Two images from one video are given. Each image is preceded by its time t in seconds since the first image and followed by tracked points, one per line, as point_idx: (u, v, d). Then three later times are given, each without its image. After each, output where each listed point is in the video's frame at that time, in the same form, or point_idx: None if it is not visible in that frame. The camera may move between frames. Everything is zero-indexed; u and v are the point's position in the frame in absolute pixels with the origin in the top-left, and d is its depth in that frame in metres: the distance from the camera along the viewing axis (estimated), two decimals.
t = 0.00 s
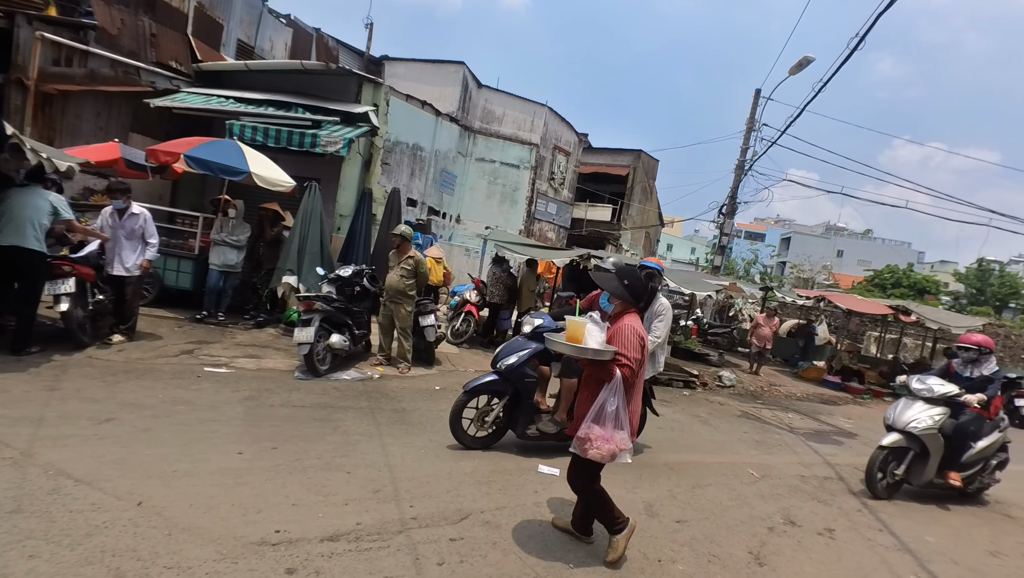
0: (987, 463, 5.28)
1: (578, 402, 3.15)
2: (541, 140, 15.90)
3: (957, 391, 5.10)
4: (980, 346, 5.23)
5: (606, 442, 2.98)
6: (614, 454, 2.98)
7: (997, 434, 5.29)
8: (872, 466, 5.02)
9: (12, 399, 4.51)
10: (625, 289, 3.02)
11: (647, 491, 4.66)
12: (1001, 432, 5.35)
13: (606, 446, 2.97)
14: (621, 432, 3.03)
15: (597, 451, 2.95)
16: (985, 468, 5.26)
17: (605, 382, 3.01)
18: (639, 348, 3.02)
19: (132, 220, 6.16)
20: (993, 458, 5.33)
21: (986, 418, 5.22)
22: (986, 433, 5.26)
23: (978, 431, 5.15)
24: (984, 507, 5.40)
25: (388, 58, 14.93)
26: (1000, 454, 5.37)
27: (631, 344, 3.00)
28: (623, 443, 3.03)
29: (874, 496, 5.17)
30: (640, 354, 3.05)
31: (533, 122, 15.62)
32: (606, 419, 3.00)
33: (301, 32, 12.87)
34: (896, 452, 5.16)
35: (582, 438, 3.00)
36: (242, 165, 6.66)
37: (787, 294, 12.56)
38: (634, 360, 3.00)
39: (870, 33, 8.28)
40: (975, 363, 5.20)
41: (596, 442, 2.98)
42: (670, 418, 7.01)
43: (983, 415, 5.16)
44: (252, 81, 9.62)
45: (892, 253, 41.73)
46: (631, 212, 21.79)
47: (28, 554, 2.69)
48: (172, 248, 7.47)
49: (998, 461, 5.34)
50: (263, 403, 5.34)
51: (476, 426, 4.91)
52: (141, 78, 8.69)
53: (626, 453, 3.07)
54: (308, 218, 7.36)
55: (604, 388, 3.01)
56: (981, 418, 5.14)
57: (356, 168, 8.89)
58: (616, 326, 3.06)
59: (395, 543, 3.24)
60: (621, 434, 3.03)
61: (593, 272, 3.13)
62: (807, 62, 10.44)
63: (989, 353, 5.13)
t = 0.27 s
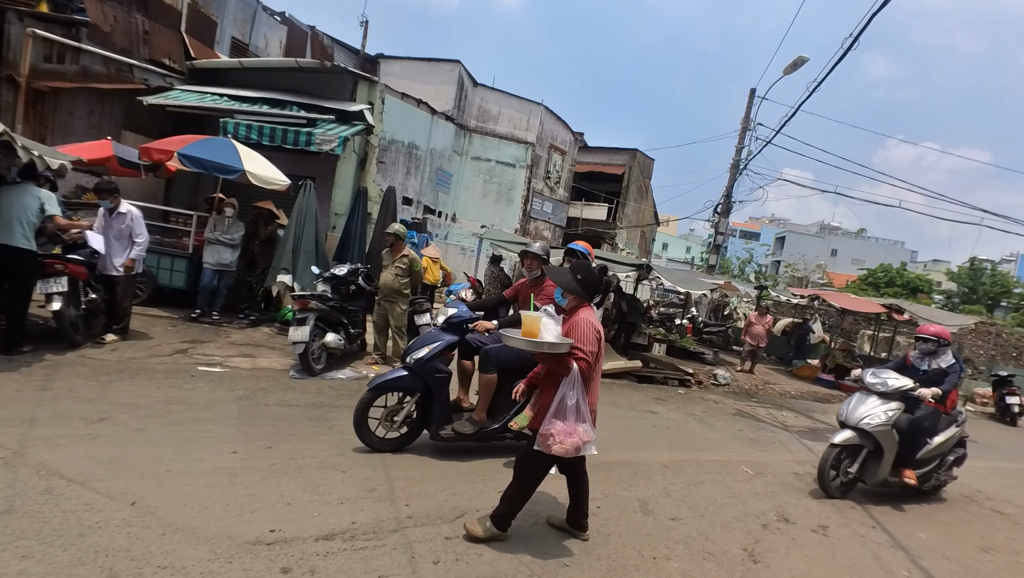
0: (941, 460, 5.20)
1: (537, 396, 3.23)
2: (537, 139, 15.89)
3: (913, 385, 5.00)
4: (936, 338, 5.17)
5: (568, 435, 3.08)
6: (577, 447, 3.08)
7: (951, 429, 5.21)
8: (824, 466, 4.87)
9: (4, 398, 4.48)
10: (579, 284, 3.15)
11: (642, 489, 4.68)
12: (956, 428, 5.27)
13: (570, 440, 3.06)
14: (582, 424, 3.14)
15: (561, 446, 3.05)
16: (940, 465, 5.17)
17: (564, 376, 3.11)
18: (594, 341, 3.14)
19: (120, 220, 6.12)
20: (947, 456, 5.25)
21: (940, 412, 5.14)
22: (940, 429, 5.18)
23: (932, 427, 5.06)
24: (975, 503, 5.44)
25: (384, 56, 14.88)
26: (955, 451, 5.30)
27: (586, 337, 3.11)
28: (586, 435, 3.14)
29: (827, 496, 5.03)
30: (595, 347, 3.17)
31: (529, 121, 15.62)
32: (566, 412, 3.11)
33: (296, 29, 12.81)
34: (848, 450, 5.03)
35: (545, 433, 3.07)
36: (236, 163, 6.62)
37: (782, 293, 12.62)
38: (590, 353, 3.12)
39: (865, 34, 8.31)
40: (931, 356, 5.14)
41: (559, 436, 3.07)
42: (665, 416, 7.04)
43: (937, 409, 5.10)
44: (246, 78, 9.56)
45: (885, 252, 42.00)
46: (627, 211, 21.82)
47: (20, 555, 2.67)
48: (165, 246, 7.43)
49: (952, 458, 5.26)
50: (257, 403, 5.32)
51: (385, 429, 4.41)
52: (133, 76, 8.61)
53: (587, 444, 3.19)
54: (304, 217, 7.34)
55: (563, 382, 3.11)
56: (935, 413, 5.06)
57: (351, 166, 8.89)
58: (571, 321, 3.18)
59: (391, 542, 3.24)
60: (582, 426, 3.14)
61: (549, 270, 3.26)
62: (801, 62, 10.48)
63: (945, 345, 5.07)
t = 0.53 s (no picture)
0: (899, 458, 5.01)
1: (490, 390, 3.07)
2: (533, 138, 15.89)
3: (868, 379, 4.81)
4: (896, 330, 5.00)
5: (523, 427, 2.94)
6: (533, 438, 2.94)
7: (909, 426, 5.02)
8: (772, 464, 4.68)
9: None
10: (528, 271, 2.99)
11: (638, 487, 4.69)
12: (915, 425, 5.07)
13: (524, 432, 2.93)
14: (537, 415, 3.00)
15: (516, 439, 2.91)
16: (898, 462, 4.97)
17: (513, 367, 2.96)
18: (546, 329, 2.99)
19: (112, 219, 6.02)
20: (904, 454, 5.05)
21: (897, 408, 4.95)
22: (897, 426, 4.98)
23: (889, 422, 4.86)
24: (967, 501, 5.49)
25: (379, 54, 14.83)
26: (913, 448, 5.10)
27: (539, 326, 2.94)
28: (543, 424, 3.02)
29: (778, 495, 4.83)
30: (546, 335, 3.01)
31: (525, 120, 15.61)
32: (519, 404, 2.96)
33: (290, 27, 12.75)
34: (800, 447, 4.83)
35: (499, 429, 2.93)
36: (230, 162, 6.58)
37: (777, 292, 12.69)
38: (539, 341, 2.95)
39: (859, 34, 8.36)
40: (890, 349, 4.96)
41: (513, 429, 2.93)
42: (660, 414, 7.07)
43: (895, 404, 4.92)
44: (241, 76, 9.51)
45: (878, 251, 42.28)
46: (622, 210, 21.85)
47: (12, 556, 2.65)
48: (159, 245, 7.38)
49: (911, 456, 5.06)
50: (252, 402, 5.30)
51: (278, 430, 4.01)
52: (126, 73, 8.52)
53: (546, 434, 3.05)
54: (298, 216, 7.30)
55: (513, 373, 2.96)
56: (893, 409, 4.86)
57: (346, 164, 8.86)
58: (521, 309, 3.01)
59: (386, 541, 3.24)
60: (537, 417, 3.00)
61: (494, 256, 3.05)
62: (795, 62, 10.51)
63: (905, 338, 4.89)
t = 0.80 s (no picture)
0: (857, 457, 4.79)
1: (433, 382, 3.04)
2: (528, 136, 15.89)
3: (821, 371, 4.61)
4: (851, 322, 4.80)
5: (462, 420, 2.91)
6: (472, 432, 2.91)
7: (870, 423, 4.79)
8: (717, 459, 4.50)
9: None
10: (476, 264, 2.98)
11: (633, 485, 4.71)
12: (878, 423, 4.83)
13: (463, 425, 2.89)
14: (479, 409, 2.97)
15: (454, 431, 2.87)
16: (854, 461, 4.76)
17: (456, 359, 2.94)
18: (490, 322, 2.96)
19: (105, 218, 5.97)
20: (863, 453, 4.84)
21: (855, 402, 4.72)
22: (855, 422, 4.75)
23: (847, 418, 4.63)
24: (958, 497, 5.54)
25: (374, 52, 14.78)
26: (873, 447, 4.87)
27: (481, 317, 2.93)
28: (483, 419, 2.95)
29: (724, 492, 4.66)
30: (492, 328, 2.99)
31: (520, 119, 15.61)
32: (460, 396, 2.93)
33: (285, 25, 12.67)
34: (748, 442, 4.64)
35: (437, 420, 2.91)
36: (224, 160, 6.55)
37: (771, 291, 12.76)
38: (483, 334, 2.94)
39: (851, 34, 8.40)
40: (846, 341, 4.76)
41: (451, 421, 2.90)
42: (655, 413, 7.10)
43: (851, 398, 4.70)
44: (235, 74, 9.46)
45: (871, 250, 42.56)
46: (618, 209, 21.89)
47: (4, 557, 2.64)
48: (152, 243, 7.34)
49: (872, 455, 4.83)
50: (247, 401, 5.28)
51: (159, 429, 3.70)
52: (119, 70, 8.39)
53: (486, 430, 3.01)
54: (293, 214, 7.28)
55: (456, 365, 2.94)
56: (849, 403, 4.65)
57: (341, 163, 8.84)
58: (467, 301, 3.00)
59: (381, 539, 3.24)
60: (479, 411, 2.97)
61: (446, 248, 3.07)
62: (790, 61, 10.53)
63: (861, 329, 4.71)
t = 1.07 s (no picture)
0: (813, 454, 4.67)
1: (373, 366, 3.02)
2: (524, 135, 15.87)
3: (777, 366, 4.49)
4: (809, 312, 4.74)
5: (396, 405, 2.90)
6: (405, 418, 2.90)
7: (827, 420, 4.70)
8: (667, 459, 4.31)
9: None
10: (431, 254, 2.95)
11: (628, 483, 4.73)
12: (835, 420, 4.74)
13: (397, 410, 2.89)
14: (416, 396, 2.96)
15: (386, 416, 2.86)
16: (810, 458, 4.65)
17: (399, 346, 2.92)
18: (437, 312, 2.96)
19: (96, 217, 5.93)
20: (819, 449, 4.73)
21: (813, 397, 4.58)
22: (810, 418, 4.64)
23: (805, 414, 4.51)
24: (950, 494, 5.59)
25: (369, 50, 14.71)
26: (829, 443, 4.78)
27: (428, 306, 2.92)
28: (418, 408, 2.96)
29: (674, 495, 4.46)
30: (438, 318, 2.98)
31: (516, 118, 15.59)
32: (398, 382, 2.91)
33: (280, 23, 12.60)
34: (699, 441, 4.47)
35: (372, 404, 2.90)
36: (218, 158, 6.50)
37: (766, 290, 12.82)
38: (429, 323, 2.92)
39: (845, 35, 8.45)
40: (803, 333, 4.67)
41: (386, 406, 2.89)
42: (651, 411, 7.12)
43: (808, 394, 4.59)
44: (229, 71, 9.40)
45: (864, 249, 42.84)
46: (613, 208, 21.93)
47: None
48: (146, 242, 7.28)
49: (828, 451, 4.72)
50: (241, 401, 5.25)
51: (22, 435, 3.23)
52: (111, 68, 8.37)
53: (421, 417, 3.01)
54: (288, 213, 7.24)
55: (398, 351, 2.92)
56: (806, 399, 4.54)
57: (336, 162, 8.81)
58: (416, 289, 2.98)
59: (377, 539, 3.24)
60: (416, 398, 2.96)
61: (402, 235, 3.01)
62: (784, 62, 10.56)
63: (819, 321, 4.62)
